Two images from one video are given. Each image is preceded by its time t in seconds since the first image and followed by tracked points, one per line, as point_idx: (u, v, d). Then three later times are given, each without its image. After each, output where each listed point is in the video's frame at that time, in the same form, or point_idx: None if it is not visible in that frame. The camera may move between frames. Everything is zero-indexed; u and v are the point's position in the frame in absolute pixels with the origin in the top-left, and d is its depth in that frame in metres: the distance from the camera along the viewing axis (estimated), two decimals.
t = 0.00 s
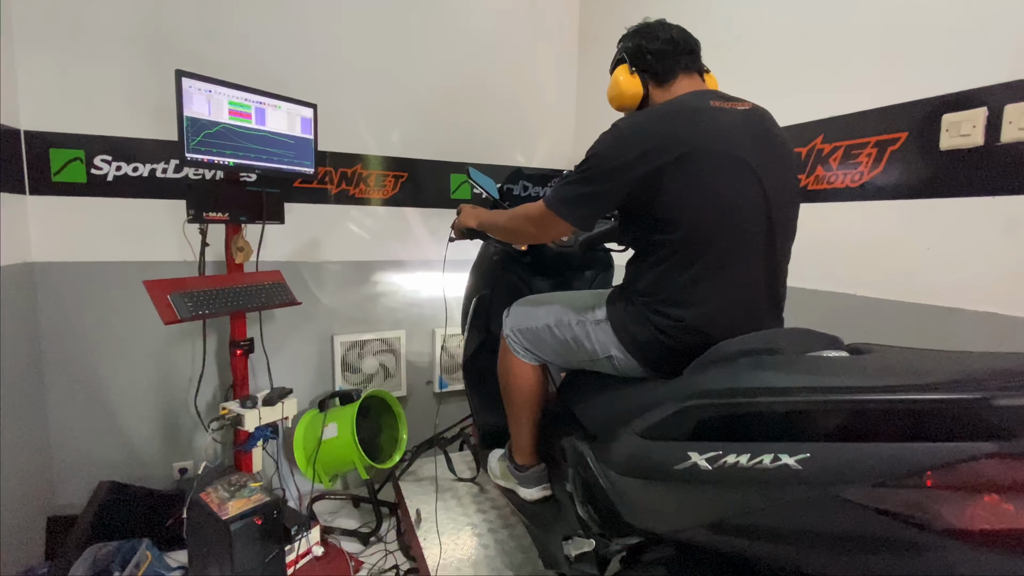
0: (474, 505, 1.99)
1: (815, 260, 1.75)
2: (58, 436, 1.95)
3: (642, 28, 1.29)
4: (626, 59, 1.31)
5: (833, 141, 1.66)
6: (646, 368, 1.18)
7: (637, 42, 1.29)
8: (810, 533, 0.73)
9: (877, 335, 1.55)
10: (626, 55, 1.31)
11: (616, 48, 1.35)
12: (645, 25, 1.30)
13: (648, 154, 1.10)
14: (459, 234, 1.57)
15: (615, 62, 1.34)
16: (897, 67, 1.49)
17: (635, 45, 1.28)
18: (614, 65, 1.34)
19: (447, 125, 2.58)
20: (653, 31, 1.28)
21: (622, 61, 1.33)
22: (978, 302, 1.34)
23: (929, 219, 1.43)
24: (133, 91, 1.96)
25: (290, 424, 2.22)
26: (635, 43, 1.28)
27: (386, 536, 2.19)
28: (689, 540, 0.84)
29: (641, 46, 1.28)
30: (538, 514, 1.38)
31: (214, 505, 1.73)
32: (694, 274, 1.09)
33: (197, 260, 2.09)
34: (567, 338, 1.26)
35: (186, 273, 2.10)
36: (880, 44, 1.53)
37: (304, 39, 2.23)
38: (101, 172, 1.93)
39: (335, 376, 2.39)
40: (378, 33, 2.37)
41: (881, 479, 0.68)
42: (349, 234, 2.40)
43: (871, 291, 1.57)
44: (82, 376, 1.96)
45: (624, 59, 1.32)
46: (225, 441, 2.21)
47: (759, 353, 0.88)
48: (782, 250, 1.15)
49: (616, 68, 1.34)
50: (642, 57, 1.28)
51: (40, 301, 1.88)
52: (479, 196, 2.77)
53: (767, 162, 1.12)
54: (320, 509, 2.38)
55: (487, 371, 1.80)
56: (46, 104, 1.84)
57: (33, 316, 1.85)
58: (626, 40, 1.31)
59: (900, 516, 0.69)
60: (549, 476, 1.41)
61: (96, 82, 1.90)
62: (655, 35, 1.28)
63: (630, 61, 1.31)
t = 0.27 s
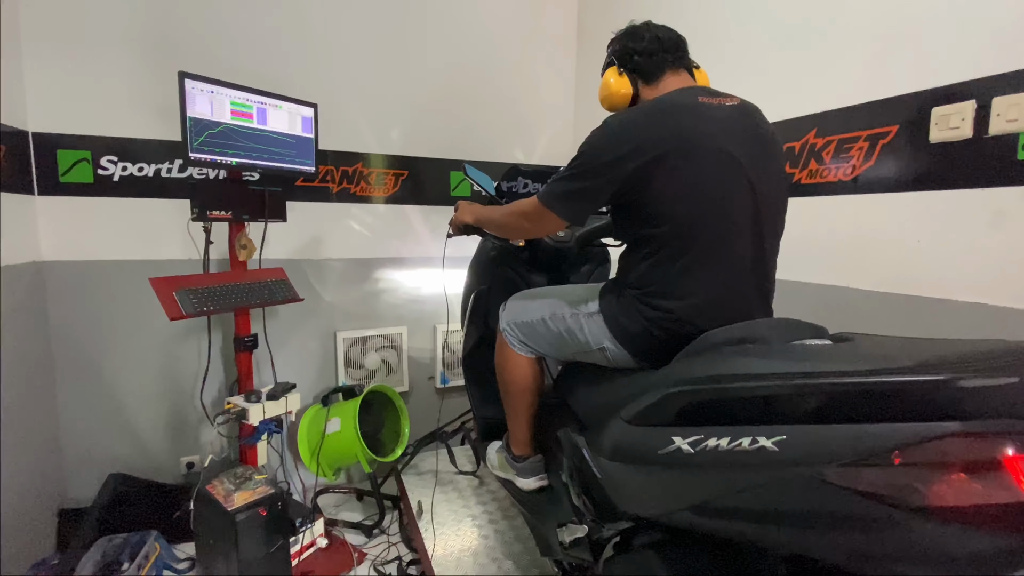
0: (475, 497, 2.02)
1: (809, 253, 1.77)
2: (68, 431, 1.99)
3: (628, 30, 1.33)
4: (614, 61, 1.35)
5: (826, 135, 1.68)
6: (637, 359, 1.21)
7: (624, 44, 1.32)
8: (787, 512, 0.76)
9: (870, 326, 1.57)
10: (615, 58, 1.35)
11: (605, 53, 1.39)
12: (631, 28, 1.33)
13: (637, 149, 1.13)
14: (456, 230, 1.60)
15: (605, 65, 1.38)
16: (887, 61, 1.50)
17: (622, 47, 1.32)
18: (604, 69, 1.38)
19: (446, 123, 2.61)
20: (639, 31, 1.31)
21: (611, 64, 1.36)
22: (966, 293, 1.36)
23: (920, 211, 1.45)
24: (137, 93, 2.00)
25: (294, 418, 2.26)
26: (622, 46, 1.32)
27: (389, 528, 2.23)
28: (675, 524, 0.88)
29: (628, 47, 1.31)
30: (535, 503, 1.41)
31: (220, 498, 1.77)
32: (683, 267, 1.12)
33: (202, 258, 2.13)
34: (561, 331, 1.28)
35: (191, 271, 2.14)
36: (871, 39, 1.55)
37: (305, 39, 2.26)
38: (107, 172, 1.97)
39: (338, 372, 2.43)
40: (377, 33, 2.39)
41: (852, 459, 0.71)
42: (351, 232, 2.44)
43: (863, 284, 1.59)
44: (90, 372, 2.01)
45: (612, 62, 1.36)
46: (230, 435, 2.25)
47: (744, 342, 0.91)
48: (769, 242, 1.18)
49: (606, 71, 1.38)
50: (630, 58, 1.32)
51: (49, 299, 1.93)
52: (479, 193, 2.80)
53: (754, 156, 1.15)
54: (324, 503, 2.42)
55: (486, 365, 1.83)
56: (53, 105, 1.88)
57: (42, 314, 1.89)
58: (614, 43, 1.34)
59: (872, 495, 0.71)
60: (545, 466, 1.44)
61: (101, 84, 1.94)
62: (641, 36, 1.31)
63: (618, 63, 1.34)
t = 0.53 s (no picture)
0: (483, 499, 2.04)
1: (810, 253, 1.78)
2: (82, 438, 2.03)
3: (624, 39, 1.36)
4: (612, 70, 1.38)
5: (824, 135, 1.70)
6: (639, 359, 1.24)
7: (620, 53, 1.35)
8: (785, 504, 0.78)
9: (871, 324, 1.58)
10: (612, 66, 1.38)
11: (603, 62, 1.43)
12: (627, 36, 1.36)
13: (635, 153, 1.15)
14: (460, 235, 1.63)
15: (604, 74, 1.42)
16: (883, 61, 1.52)
17: (618, 56, 1.35)
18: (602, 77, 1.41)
19: (449, 130, 2.64)
20: (635, 40, 1.34)
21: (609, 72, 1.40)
22: (965, 289, 1.37)
23: (918, 209, 1.46)
24: (147, 106, 2.04)
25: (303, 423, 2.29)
26: (618, 54, 1.35)
27: (398, 531, 2.25)
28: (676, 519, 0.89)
29: (625, 55, 1.34)
30: (541, 503, 1.43)
31: (232, 502, 1.80)
32: (682, 268, 1.14)
33: (211, 266, 2.17)
34: (564, 332, 1.31)
35: (200, 279, 2.17)
36: (866, 40, 1.57)
37: (309, 50, 2.30)
38: (118, 184, 2.02)
39: (346, 377, 2.46)
40: (380, 42, 2.43)
41: (846, 451, 0.72)
42: (357, 238, 2.47)
43: (864, 282, 1.61)
44: (103, 380, 2.05)
45: (610, 71, 1.39)
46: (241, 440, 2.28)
47: (742, 340, 0.93)
48: (767, 242, 1.20)
49: (605, 80, 1.42)
50: (626, 66, 1.35)
51: (63, 308, 1.97)
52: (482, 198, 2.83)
53: (750, 159, 1.17)
54: (334, 506, 2.45)
55: (492, 368, 1.85)
56: (65, 120, 1.93)
57: (56, 323, 1.93)
58: (611, 52, 1.37)
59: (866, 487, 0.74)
60: (551, 466, 1.46)
61: (111, 98, 1.99)
62: (637, 44, 1.34)
63: (615, 72, 1.38)
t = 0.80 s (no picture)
0: (474, 491, 2.06)
1: (793, 248, 1.82)
2: (69, 434, 2.02)
3: (614, 38, 1.38)
4: (602, 68, 1.40)
5: (808, 133, 1.73)
6: (628, 352, 1.26)
7: (610, 51, 1.37)
8: (767, 489, 0.81)
9: (852, 318, 1.62)
10: (602, 65, 1.40)
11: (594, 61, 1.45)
12: (617, 35, 1.38)
13: (625, 150, 1.17)
14: (451, 230, 1.64)
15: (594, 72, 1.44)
16: (866, 60, 1.56)
17: (608, 55, 1.37)
18: (592, 75, 1.43)
19: (439, 125, 2.64)
20: (624, 39, 1.36)
21: (599, 71, 1.42)
22: (942, 283, 1.41)
23: (898, 205, 1.50)
24: (132, 99, 2.02)
25: (293, 418, 2.29)
26: (608, 53, 1.37)
27: (389, 525, 2.27)
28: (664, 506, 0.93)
29: (614, 53, 1.36)
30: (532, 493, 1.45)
31: (223, 496, 1.80)
32: (669, 263, 1.17)
33: (199, 261, 2.16)
34: (555, 325, 1.33)
35: (188, 274, 2.16)
36: (850, 39, 1.60)
37: (298, 44, 2.29)
38: (103, 178, 2.00)
39: (336, 372, 2.47)
40: (369, 36, 2.43)
41: (825, 437, 0.76)
42: (347, 233, 2.47)
43: (845, 277, 1.65)
44: (90, 375, 2.03)
45: (601, 69, 1.41)
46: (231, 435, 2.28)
47: (727, 332, 0.96)
48: (752, 238, 1.23)
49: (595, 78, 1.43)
50: (616, 64, 1.36)
51: (48, 304, 1.95)
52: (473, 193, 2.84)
53: (736, 156, 1.20)
54: (325, 500, 2.46)
55: (483, 362, 1.87)
56: (48, 112, 1.91)
57: (41, 318, 1.91)
58: (601, 51, 1.39)
59: (847, 472, 0.75)
60: (542, 458, 1.48)
61: (96, 90, 1.97)
62: (626, 43, 1.36)
63: (605, 70, 1.40)
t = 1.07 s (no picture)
0: (465, 484, 2.08)
1: (780, 244, 1.85)
2: (56, 427, 2.00)
3: (607, 30, 1.38)
4: (594, 60, 1.40)
5: (796, 130, 1.76)
6: (618, 343, 1.28)
7: (604, 44, 1.38)
8: (750, 477, 0.84)
9: (837, 313, 1.66)
10: (595, 57, 1.41)
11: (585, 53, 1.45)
12: (609, 28, 1.39)
13: (616, 144, 1.19)
14: (444, 225, 1.65)
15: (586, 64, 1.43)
16: (853, 59, 1.58)
17: (602, 47, 1.37)
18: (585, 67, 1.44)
19: (431, 119, 2.64)
20: (617, 31, 1.37)
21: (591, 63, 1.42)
22: (924, 279, 1.45)
23: (882, 202, 1.53)
24: (120, 89, 2.00)
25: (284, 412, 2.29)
26: (601, 45, 1.38)
27: (380, 518, 2.28)
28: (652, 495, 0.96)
29: (608, 46, 1.36)
30: (522, 485, 1.47)
31: (213, 490, 1.79)
32: (658, 258, 1.19)
33: (188, 254, 2.15)
34: (546, 318, 1.34)
35: (177, 267, 2.15)
36: (837, 38, 1.62)
37: (288, 35, 2.27)
38: (90, 169, 1.98)
39: (327, 365, 2.47)
40: (360, 29, 2.41)
41: (805, 426, 0.78)
42: (338, 227, 2.46)
43: (831, 272, 1.68)
44: (77, 369, 2.02)
45: (593, 61, 1.41)
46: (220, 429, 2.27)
47: (715, 325, 0.98)
48: (740, 233, 1.25)
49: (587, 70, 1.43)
50: (609, 57, 1.37)
51: (34, 297, 1.93)
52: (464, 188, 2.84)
53: (726, 151, 1.21)
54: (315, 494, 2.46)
55: (474, 356, 1.89)
56: (33, 102, 1.88)
57: (27, 311, 1.89)
58: (594, 43, 1.40)
59: (828, 460, 0.78)
60: (533, 450, 1.50)
61: (82, 80, 1.94)
62: (619, 36, 1.37)
63: (598, 62, 1.40)
